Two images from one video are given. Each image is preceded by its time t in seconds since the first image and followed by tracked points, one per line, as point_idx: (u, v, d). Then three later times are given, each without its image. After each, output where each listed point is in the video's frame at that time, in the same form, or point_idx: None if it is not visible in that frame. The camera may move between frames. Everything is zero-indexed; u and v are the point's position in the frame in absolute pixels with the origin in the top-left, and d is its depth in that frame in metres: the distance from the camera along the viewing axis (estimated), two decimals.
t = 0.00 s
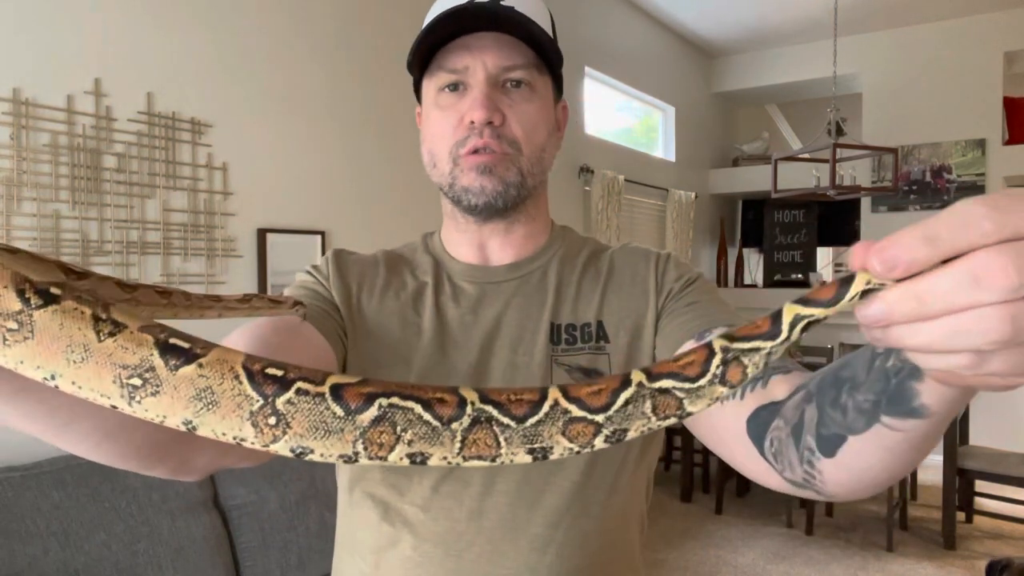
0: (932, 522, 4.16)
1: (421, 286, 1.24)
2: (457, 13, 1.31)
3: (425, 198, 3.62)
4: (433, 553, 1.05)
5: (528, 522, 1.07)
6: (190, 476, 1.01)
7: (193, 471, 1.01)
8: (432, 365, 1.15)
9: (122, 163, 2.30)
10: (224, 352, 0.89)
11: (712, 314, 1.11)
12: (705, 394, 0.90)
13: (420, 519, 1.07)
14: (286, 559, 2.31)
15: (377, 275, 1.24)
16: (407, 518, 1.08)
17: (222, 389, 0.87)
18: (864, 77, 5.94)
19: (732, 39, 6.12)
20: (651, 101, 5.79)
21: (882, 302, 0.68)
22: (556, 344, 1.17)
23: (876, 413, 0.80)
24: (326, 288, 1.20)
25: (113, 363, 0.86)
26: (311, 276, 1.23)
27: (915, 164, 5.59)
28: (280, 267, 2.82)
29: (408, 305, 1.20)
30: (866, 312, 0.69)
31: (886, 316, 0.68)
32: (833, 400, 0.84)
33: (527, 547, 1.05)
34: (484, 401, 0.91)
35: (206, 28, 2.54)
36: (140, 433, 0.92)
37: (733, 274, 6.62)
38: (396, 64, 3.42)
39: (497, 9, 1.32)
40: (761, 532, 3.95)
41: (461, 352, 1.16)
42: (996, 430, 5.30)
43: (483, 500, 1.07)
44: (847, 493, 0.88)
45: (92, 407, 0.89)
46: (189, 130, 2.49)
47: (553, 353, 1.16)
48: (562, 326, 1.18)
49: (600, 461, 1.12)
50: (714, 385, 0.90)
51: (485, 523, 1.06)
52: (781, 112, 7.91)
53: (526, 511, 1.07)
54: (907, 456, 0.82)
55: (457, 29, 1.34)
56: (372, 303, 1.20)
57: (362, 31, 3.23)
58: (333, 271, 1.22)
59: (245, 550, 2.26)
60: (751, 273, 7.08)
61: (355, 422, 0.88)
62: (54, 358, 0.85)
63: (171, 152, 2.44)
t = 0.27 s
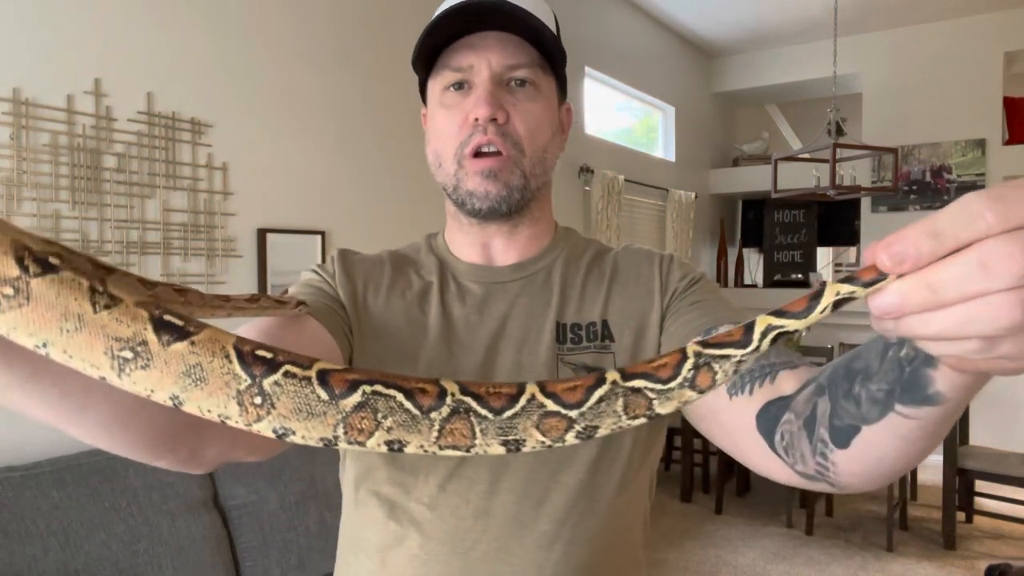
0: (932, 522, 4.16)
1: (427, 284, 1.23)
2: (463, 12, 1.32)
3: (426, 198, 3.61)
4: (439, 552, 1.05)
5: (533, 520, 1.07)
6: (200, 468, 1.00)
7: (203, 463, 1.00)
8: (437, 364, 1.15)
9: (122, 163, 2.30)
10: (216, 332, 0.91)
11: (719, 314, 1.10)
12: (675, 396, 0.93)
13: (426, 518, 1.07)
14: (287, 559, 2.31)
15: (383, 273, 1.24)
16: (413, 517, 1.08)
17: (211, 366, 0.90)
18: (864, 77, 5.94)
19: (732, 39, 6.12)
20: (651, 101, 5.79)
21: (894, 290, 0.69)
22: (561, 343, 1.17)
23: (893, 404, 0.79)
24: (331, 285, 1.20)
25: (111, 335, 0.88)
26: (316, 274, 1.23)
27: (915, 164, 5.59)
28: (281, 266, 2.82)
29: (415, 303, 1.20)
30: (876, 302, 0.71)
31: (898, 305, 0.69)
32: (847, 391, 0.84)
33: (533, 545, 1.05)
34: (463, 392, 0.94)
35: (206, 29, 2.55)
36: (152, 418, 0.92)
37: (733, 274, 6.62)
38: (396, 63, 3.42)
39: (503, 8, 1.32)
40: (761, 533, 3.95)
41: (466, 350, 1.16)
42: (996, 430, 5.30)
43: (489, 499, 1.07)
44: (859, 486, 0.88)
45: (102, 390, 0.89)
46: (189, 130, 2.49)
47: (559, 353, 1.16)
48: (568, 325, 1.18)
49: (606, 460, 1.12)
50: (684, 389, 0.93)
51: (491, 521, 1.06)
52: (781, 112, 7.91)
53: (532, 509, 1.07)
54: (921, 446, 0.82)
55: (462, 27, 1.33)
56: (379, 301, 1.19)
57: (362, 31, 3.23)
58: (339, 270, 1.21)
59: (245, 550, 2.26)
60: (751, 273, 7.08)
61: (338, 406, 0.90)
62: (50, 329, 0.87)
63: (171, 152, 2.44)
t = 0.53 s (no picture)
0: (932, 522, 4.16)
1: (433, 282, 1.23)
2: (467, 14, 1.32)
3: (426, 198, 3.62)
4: (441, 550, 1.05)
5: (535, 518, 1.07)
6: (207, 453, 1.01)
7: (211, 448, 1.00)
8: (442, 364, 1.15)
9: (122, 163, 2.30)
10: (207, 326, 0.92)
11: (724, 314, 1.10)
12: (644, 427, 0.90)
13: (428, 516, 1.07)
14: (286, 559, 2.31)
15: (390, 272, 1.24)
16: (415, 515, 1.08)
17: (196, 359, 0.90)
18: (864, 77, 5.94)
19: (732, 39, 6.12)
20: (651, 101, 5.79)
21: (877, 310, 0.65)
22: (564, 342, 1.17)
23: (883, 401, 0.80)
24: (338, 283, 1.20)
25: (102, 318, 0.90)
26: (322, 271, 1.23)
27: (915, 164, 5.59)
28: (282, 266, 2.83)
29: (421, 302, 1.20)
30: (860, 324, 0.67)
31: (882, 327, 0.66)
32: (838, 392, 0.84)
33: (534, 543, 1.06)
34: (439, 410, 0.93)
35: (207, 29, 2.55)
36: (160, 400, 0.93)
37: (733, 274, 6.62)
38: (396, 63, 3.42)
39: (507, 11, 1.31)
40: (761, 533, 3.95)
41: (470, 350, 1.16)
42: (996, 430, 5.30)
43: (491, 497, 1.07)
44: (858, 492, 0.87)
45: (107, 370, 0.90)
46: (189, 130, 2.49)
47: (562, 353, 1.16)
48: (570, 325, 1.18)
49: (610, 460, 1.11)
50: (653, 421, 0.90)
51: (493, 519, 1.06)
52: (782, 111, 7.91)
53: (534, 508, 1.07)
54: (920, 455, 0.80)
55: (466, 29, 1.33)
56: (386, 299, 1.19)
57: (362, 31, 3.22)
58: (346, 268, 1.21)
59: (245, 550, 2.26)
60: (751, 273, 7.08)
61: (313, 412, 0.90)
62: (49, 310, 0.89)
63: (171, 152, 2.44)
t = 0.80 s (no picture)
0: (932, 522, 4.17)
1: (434, 282, 1.24)
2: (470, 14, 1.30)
3: (426, 198, 3.62)
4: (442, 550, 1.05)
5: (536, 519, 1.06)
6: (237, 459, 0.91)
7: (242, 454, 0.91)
8: (440, 361, 1.14)
9: (122, 163, 2.30)
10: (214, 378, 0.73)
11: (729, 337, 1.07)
12: (581, 535, 0.80)
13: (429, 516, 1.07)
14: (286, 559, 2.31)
15: (394, 273, 1.24)
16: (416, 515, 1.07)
17: (194, 411, 0.70)
18: (864, 77, 5.93)
19: (732, 39, 6.12)
20: (651, 101, 5.79)
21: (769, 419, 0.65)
22: (564, 343, 1.16)
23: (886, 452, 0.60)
24: (342, 283, 1.19)
25: (107, 354, 0.70)
26: (325, 271, 1.21)
27: (915, 164, 5.59)
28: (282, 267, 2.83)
29: (424, 302, 1.20)
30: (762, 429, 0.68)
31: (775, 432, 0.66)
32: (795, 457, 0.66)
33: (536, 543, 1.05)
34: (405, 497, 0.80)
35: (207, 30, 2.55)
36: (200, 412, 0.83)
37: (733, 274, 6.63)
38: (396, 63, 3.41)
39: (510, 11, 1.29)
40: (761, 533, 3.95)
41: (469, 349, 1.16)
42: (996, 430, 5.31)
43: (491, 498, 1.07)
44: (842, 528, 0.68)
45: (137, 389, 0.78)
46: (189, 130, 2.49)
47: (562, 354, 1.15)
48: (570, 326, 1.18)
49: (612, 461, 1.10)
50: (588, 531, 0.79)
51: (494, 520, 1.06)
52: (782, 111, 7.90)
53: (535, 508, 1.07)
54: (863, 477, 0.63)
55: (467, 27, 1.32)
56: (389, 300, 1.19)
57: (362, 31, 3.22)
58: (351, 269, 1.21)
59: (245, 550, 2.26)
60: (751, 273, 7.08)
61: (289, 484, 0.72)
62: (52, 331, 0.71)
63: (171, 152, 2.44)
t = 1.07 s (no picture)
0: (932, 522, 4.17)
1: (432, 284, 1.19)
2: (451, 17, 1.24)
3: (426, 198, 3.62)
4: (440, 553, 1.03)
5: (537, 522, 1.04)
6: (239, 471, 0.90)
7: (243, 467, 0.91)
8: (441, 362, 1.10)
9: (122, 163, 2.30)
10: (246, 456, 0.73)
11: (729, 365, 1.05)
12: None
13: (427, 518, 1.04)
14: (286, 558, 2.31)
15: (394, 277, 1.19)
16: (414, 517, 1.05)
17: (225, 484, 0.72)
18: (863, 77, 5.94)
19: (732, 39, 6.12)
20: (651, 101, 5.79)
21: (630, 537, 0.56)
22: (562, 343, 1.13)
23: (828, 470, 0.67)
24: (345, 289, 1.14)
25: (159, 419, 0.70)
26: (328, 277, 1.16)
27: (915, 164, 5.59)
28: (282, 267, 2.82)
29: (421, 304, 1.16)
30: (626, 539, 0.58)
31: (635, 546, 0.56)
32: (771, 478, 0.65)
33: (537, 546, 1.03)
34: None
35: (207, 30, 2.55)
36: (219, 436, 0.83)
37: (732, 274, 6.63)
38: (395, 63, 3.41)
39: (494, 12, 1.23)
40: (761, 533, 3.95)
41: (466, 350, 1.12)
42: (996, 429, 5.31)
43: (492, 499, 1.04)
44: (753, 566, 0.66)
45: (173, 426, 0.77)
46: (189, 130, 2.49)
47: (560, 353, 1.12)
48: (569, 327, 1.15)
49: (615, 462, 1.08)
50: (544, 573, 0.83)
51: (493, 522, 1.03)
52: (781, 111, 7.91)
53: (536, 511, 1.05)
54: None
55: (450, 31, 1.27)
56: (391, 304, 1.14)
57: (362, 30, 3.22)
58: (350, 275, 1.16)
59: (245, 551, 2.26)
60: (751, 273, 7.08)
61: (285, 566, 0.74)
62: (114, 382, 0.69)
63: (171, 152, 2.44)
